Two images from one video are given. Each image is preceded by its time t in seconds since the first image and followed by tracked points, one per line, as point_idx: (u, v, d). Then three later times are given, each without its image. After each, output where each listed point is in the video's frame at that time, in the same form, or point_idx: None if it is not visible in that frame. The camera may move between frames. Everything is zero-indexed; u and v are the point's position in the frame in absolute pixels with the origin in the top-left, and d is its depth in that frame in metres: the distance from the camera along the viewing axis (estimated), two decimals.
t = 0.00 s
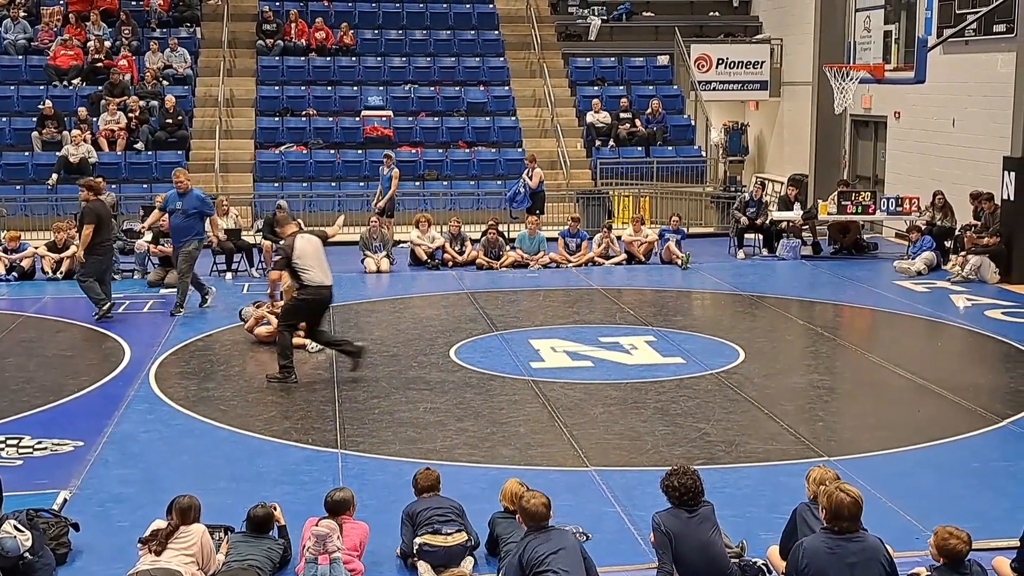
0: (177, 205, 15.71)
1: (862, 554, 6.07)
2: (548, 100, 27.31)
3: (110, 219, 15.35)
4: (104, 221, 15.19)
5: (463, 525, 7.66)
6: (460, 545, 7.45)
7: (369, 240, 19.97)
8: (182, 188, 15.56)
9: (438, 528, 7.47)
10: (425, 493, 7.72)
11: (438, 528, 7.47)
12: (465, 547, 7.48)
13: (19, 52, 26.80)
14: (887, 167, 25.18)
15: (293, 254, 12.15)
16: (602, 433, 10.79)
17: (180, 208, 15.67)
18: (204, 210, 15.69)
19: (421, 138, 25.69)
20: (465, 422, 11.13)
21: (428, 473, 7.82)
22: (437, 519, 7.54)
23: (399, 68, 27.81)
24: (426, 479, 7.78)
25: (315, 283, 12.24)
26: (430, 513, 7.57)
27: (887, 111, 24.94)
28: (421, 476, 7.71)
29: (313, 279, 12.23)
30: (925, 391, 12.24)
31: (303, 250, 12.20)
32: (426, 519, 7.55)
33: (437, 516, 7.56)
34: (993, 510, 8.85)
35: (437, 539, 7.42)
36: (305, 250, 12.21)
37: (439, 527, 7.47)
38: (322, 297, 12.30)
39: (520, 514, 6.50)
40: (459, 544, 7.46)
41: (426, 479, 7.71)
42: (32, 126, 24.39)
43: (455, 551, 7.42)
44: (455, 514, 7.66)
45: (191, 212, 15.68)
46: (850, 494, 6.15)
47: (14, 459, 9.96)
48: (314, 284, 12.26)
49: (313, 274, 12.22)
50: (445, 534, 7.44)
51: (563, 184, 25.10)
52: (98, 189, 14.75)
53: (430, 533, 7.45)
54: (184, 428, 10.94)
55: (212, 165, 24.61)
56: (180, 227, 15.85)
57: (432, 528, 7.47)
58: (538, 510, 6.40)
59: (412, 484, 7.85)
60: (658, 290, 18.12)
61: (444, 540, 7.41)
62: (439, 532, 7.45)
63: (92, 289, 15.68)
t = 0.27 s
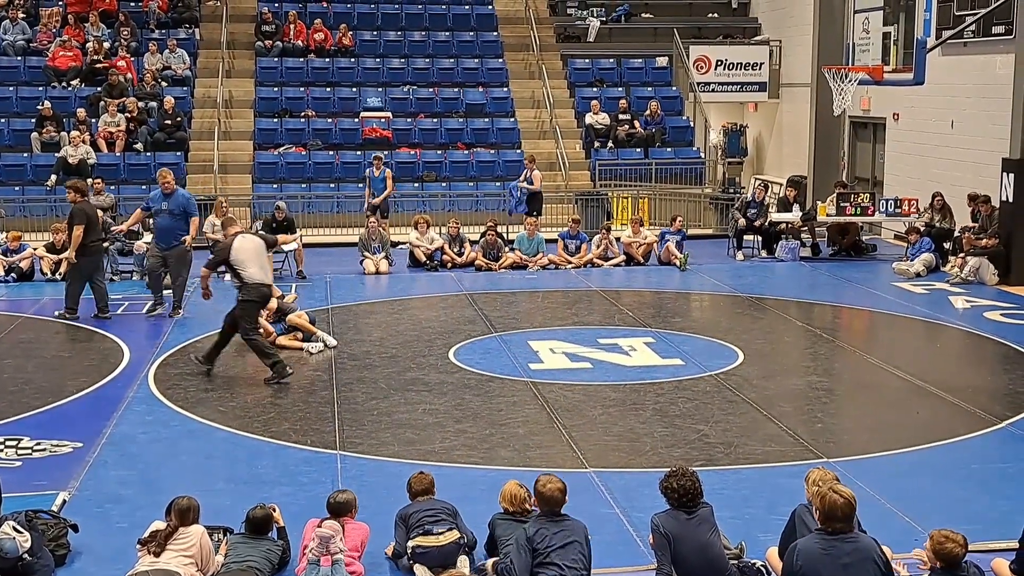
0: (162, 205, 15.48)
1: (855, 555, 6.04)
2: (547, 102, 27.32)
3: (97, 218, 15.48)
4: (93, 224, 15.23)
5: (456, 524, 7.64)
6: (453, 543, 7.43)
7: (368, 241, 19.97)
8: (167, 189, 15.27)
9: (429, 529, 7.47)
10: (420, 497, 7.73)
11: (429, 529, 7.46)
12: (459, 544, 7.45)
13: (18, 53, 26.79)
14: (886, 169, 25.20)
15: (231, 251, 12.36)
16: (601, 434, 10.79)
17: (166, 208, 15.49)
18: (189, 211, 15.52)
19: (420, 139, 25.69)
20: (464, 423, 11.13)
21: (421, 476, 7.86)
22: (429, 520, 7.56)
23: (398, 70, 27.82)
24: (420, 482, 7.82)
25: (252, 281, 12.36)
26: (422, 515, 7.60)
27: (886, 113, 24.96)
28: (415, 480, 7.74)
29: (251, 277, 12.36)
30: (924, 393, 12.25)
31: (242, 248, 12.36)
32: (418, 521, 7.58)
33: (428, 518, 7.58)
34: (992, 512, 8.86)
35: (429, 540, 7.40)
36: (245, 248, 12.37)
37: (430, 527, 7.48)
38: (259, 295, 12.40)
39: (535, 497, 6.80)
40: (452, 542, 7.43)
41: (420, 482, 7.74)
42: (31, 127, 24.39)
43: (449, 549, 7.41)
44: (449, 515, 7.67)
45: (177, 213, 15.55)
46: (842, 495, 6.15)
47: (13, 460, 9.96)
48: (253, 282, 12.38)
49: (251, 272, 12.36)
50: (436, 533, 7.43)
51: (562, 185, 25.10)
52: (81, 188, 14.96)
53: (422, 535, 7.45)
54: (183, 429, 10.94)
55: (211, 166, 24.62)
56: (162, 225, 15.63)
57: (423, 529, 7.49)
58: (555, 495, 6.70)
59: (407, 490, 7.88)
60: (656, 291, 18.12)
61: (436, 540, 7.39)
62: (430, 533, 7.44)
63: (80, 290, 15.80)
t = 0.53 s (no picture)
0: (146, 210, 15.05)
1: (848, 554, 6.05)
2: (545, 103, 27.34)
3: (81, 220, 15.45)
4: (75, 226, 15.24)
5: (447, 524, 7.64)
6: (446, 544, 7.44)
7: (365, 242, 19.96)
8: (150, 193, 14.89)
9: (421, 531, 7.44)
10: (414, 498, 7.66)
11: (421, 531, 7.44)
12: (452, 545, 7.47)
13: (17, 54, 26.77)
14: (883, 170, 25.23)
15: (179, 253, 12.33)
16: (599, 436, 10.79)
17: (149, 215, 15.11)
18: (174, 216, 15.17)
19: (417, 141, 25.69)
20: (462, 425, 11.13)
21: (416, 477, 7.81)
22: (422, 522, 7.53)
23: (396, 71, 27.84)
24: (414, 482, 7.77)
25: (194, 284, 12.36)
26: (415, 517, 7.57)
27: (883, 114, 24.99)
28: (410, 482, 7.65)
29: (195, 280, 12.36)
30: (921, 394, 12.26)
31: (190, 252, 12.32)
32: (411, 523, 7.55)
33: (420, 521, 7.55)
34: (990, 513, 8.86)
35: (422, 543, 7.40)
36: (192, 252, 12.32)
37: (423, 529, 7.45)
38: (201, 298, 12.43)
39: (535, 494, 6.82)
40: (444, 543, 7.45)
41: (414, 484, 7.65)
42: (29, 129, 24.37)
43: (442, 551, 7.42)
44: (442, 517, 7.65)
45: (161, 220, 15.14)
46: (836, 494, 6.16)
47: (11, 461, 9.95)
48: (193, 285, 12.36)
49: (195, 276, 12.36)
50: (429, 536, 7.42)
51: (559, 186, 25.12)
52: (66, 193, 14.71)
53: (414, 538, 7.43)
54: (181, 430, 10.94)
55: (209, 167, 24.62)
56: (145, 232, 15.17)
57: (416, 531, 7.46)
58: (555, 493, 6.70)
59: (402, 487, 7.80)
60: (654, 293, 18.13)
61: (429, 543, 7.39)
62: (422, 535, 7.42)
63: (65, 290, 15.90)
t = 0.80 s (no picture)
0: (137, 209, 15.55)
1: (846, 552, 6.05)
2: (542, 104, 27.35)
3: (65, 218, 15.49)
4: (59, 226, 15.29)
5: (446, 525, 7.64)
6: (445, 545, 7.44)
7: (363, 244, 19.97)
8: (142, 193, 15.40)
9: (419, 532, 7.46)
10: (411, 501, 7.67)
11: (419, 532, 7.46)
12: (451, 546, 7.47)
13: (14, 56, 26.76)
14: (881, 172, 25.27)
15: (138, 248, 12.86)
16: (596, 437, 10.81)
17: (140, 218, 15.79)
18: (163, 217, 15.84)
19: (415, 142, 25.72)
20: (459, 426, 11.15)
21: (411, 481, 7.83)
22: (419, 525, 7.54)
23: (394, 73, 27.86)
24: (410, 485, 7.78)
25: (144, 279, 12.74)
26: (412, 520, 7.58)
27: (881, 115, 25.03)
28: (406, 484, 7.66)
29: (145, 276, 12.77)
30: (919, 395, 12.29)
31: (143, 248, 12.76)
32: (408, 526, 7.56)
33: (418, 522, 7.56)
34: (987, 514, 8.88)
35: (420, 545, 7.41)
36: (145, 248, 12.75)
37: (421, 530, 7.46)
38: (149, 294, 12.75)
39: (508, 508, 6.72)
40: (443, 544, 7.45)
41: (410, 487, 7.65)
42: (26, 130, 24.37)
43: (441, 552, 7.42)
44: (440, 519, 7.66)
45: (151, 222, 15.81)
46: (832, 494, 6.22)
47: (9, 462, 9.96)
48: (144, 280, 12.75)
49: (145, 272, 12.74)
50: (427, 537, 7.43)
51: (556, 188, 25.14)
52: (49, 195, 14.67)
53: (413, 539, 7.45)
54: (179, 431, 10.94)
55: (207, 169, 24.63)
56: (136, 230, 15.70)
57: (414, 533, 7.46)
58: (527, 504, 6.61)
59: (398, 491, 7.81)
60: (652, 294, 18.15)
61: (427, 544, 7.41)
62: (420, 536, 7.44)
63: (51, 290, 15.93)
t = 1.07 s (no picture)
0: (133, 215, 16.19)
1: (845, 550, 6.06)
2: (539, 104, 27.38)
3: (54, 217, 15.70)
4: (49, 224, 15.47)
5: (445, 527, 7.65)
6: (444, 546, 7.45)
7: (361, 244, 19.98)
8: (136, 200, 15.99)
9: (419, 532, 7.48)
10: (410, 501, 7.68)
11: (419, 532, 7.48)
12: (450, 547, 7.48)
13: (12, 56, 26.77)
14: (878, 171, 25.32)
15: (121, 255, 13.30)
16: (594, 437, 10.84)
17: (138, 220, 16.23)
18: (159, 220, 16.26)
19: (412, 142, 25.76)
20: (457, 425, 11.18)
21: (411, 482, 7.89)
22: (418, 524, 7.57)
23: (391, 73, 27.87)
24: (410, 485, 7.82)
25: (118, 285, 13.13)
26: (411, 519, 7.61)
27: (878, 115, 25.07)
28: (405, 485, 7.67)
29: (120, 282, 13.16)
30: (916, 395, 12.32)
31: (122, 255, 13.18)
32: (407, 525, 7.59)
33: (417, 523, 7.58)
34: (986, 514, 8.91)
35: (419, 544, 7.43)
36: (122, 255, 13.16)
37: (421, 530, 7.50)
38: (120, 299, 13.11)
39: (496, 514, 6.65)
40: (442, 545, 7.46)
41: (410, 487, 7.65)
42: (25, 131, 24.39)
43: (440, 552, 7.44)
44: (438, 518, 7.70)
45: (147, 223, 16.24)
46: (832, 493, 6.22)
47: (8, 463, 9.98)
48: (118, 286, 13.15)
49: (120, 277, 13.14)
50: (427, 537, 7.45)
51: (554, 187, 25.18)
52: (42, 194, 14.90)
53: (412, 539, 7.47)
54: (178, 432, 10.96)
55: (205, 169, 24.65)
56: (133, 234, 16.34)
57: (414, 533, 7.50)
58: (515, 510, 6.53)
59: (397, 490, 7.82)
60: (649, 294, 18.18)
61: (427, 544, 7.42)
62: (420, 536, 7.46)
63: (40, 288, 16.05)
